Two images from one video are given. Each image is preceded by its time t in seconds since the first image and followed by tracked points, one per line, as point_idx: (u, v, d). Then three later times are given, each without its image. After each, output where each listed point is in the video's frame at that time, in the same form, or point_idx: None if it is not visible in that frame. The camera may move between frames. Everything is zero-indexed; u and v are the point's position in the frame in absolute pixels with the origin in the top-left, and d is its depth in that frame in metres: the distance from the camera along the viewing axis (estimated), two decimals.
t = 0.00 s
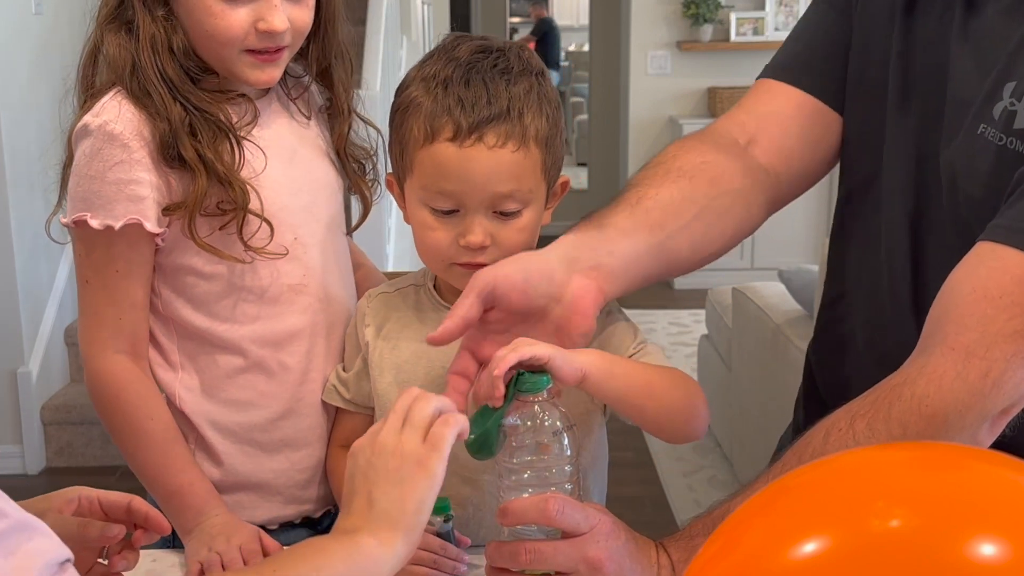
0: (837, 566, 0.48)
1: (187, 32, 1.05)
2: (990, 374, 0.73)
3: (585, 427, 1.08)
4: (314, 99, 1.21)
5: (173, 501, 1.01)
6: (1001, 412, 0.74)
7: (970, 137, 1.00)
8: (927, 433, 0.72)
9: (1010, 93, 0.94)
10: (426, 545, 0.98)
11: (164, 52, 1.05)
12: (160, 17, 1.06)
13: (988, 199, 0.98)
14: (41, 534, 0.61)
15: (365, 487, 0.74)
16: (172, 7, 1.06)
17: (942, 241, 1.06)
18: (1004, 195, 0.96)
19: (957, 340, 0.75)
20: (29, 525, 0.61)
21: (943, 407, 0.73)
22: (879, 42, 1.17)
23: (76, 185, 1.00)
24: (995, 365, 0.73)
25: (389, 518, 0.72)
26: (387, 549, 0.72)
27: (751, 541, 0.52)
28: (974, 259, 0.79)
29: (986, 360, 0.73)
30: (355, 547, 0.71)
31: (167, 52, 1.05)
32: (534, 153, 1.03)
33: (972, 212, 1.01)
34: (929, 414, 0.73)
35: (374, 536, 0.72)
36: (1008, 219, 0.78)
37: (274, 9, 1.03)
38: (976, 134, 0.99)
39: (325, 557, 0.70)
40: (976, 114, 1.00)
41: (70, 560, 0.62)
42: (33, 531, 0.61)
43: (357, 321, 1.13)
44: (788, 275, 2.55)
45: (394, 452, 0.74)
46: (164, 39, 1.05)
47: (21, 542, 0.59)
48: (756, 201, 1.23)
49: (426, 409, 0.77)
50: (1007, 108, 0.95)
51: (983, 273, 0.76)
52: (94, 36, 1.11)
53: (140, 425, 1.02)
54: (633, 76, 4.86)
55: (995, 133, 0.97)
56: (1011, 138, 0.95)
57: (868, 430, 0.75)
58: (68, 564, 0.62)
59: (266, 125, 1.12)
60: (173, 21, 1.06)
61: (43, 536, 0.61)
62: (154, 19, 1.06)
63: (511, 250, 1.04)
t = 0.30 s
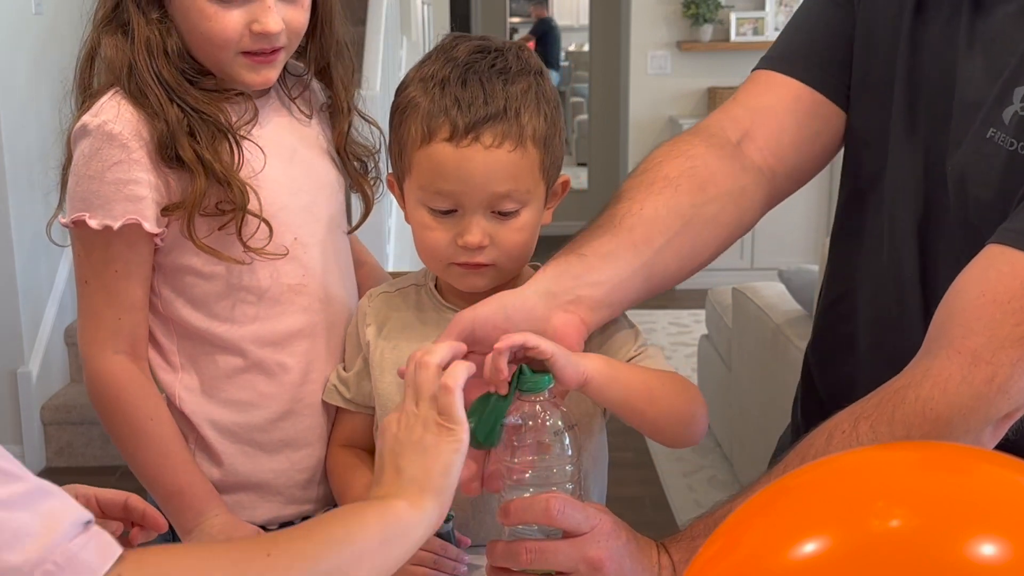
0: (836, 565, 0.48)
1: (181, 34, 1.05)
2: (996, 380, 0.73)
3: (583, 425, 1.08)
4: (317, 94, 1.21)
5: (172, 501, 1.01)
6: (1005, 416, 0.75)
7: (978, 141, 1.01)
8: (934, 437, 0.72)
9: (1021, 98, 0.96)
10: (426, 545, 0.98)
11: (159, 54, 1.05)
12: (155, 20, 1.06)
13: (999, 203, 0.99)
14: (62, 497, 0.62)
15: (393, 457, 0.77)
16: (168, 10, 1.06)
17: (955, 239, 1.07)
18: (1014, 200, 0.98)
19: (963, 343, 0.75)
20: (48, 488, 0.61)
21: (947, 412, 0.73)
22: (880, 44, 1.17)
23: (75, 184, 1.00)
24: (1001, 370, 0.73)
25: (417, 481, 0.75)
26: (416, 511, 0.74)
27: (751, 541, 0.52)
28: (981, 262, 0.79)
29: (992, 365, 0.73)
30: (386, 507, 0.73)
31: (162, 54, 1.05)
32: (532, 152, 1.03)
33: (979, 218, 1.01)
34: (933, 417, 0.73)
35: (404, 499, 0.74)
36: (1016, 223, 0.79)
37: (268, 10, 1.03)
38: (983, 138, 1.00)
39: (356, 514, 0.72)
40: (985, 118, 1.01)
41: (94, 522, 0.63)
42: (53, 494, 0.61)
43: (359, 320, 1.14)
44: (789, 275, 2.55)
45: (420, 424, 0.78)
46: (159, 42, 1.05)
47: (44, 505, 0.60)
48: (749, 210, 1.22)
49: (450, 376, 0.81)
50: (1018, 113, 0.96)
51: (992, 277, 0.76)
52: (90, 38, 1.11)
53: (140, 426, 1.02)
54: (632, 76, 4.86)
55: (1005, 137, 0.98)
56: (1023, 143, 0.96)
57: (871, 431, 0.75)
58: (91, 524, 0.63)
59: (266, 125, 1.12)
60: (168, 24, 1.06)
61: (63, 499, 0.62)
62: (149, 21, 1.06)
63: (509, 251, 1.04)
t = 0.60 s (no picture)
0: (837, 566, 0.48)
1: (178, 35, 1.05)
2: (998, 384, 0.73)
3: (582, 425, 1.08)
4: (317, 93, 1.21)
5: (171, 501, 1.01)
6: (1006, 420, 0.75)
7: (978, 142, 1.01)
8: (936, 437, 0.72)
9: (1022, 99, 0.96)
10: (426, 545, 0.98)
11: (156, 54, 1.05)
12: (152, 21, 1.06)
13: (999, 204, 0.99)
14: (83, 481, 0.65)
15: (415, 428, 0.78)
16: (165, 10, 1.06)
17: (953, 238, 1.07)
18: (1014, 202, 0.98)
19: (966, 347, 0.75)
20: (67, 474, 0.65)
21: (948, 416, 0.73)
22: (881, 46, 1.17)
23: (75, 184, 1.00)
24: (1003, 375, 0.73)
25: (444, 454, 0.76)
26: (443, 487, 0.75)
27: (752, 542, 0.52)
28: (985, 265, 0.79)
29: (994, 369, 0.73)
30: (413, 483, 0.74)
31: (160, 56, 1.05)
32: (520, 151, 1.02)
33: (979, 218, 1.02)
34: (934, 420, 0.73)
35: (430, 473, 0.75)
36: (1020, 227, 0.79)
37: (265, 12, 1.03)
38: (984, 140, 1.01)
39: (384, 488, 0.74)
40: (985, 118, 1.01)
41: (117, 505, 0.67)
42: (74, 478, 0.65)
43: (359, 320, 1.14)
44: (789, 276, 2.55)
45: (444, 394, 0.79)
46: (156, 44, 1.05)
47: (67, 487, 0.64)
48: (750, 210, 1.22)
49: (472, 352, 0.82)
50: (1018, 115, 0.97)
51: (995, 280, 0.77)
52: (88, 39, 1.11)
53: (139, 426, 1.02)
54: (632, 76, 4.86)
55: (1005, 139, 0.98)
56: None
57: (873, 434, 0.75)
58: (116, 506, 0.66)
59: (265, 124, 1.12)
60: (164, 25, 1.06)
61: (83, 482, 0.65)
62: (145, 23, 1.05)
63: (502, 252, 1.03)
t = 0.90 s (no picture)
0: (837, 566, 0.48)
1: (180, 36, 1.05)
2: (998, 382, 0.73)
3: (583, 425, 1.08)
4: (319, 93, 1.21)
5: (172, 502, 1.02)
6: (1006, 418, 0.75)
7: (978, 142, 1.01)
8: (936, 436, 0.72)
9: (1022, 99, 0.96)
10: (426, 545, 0.98)
11: (157, 56, 1.05)
12: (154, 22, 1.06)
13: (999, 204, 0.98)
14: (79, 473, 0.65)
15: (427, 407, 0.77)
16: (167, 11, 1.06)
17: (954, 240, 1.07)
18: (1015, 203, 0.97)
19: (966, 345, 0.75)
20: (63, 466, 0.65)
21: (949, 414, 0.73)
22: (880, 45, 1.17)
23: (76, 186, 1.00)
24: (1003, 373, 0.73)
25: (452, 434, 0.75)
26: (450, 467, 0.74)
27: (752, 541, 0.52)
28: (984, 264, 0.79)
29: (994, 368, 0.74)
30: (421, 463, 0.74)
31: (162, 57, 1.05)
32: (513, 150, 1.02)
33: (979, 217, 1.02)
34: (934, 419, 0.73)
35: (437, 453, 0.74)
36: (1018, 225, 0.79)
37: (266, 12, 1.03)
38: (984, 139, 1.00)
39: (388, 468, 0.73)
40: (985, 119, 1.00)
41: (115, 496, 0.67)
42: (70, 470, 0.65)
43: (358, 322, 1.14)
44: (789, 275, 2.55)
45: (456, 371, 0.77)
46: (158, 45, 1.05)
47: (63, 479, 0.64)
48: (750, 210, 1.22)
49: (489, 337, 0.81)
50: (1019, 115, 0.96)
51: (994, 279, 0.77)
52: (91, 40, 1.11)
53: (139, 427, 1.02)
54: (632, 76, 4.86)
55: (1006, 139, 0.97)
56: None
57: (873, 433, 0.75)
58: (114, 496, 0.66)
59: (266, 127, 1.12)
60: (166, 26, 1.06)
61: (79, 473, 0.65)
62: (147, 23, 1.05)
63: (500, 252, 1.03)
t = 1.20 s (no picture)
0: (837, 566, 0.48)
1: (185, 36, 1.05)
2: (1003, 391, 0.74)
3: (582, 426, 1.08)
4: (323, 93, 1.21)
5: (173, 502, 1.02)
6: (1009, 426, 0.76)
7: (977, 148, 0.98)
8: (940, 440, 0.71)
9: (1022, 105, 0.93)
10: (426, 545, 0.98)
11: (162, 55, 1.05)
12: (159, 22, 1.06)
13: (999, 211, 0.96)
14: (70, 457, 0.63)
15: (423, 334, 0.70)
16: (172, 11, 1.06)
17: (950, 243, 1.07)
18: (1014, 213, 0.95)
19: (970, 353, 0.75)
20: (52, 451, 0.63)
21: (952, 421, 0.73)
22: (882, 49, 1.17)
23: (80, 185, 1.00)
24: (1007, 382, 0.74)
25: (446, 366, 0.68)
26: (444, 409, 0.67)
27: (751, 541, 0.51)
28: (988, 271, 0.79)
29: (999, 376, 0.74)
30: (412, 401, 0.67)
31: (167, 57, 1.05)
32: (520, 148, 1.03)
33: (981, 227, 0.99)
34: (938, 426, 0.72)
35: (430, 391, 0.67)
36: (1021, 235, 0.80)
37: (271, 12, 1.02)
38: (983, 146, 0.97)
39: (374, 412, 0.66)
40: (985, 123, 0.98)
41: (106, 479, 0.65)
42: (60, 455, 0.63)
43: (359, 322, 1.14)
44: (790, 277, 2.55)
45: (456, 292, 0.71)
46: (163, 45, 1.05)
47: (53, 465, 0.62)
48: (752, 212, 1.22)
49: (495, 270, 0.75)
50: (1018, 121, 0.93)
51: (998, 286, 0.77)
52: (96, 40, 1.11)
53: (141, 426, 1.02)
54: (632, 76, 4.86)
55: (1005, 145, 0.95)
56: None
57: (876, 438, 0.73)
58: (106, 481, 0.64)
59: (270, 127, 1.12)
60: (172, 26, 1.06)
61: (70, 459, 0.63)
62: (153, 23, 1.05)
63: (508, 248, 1.03)
